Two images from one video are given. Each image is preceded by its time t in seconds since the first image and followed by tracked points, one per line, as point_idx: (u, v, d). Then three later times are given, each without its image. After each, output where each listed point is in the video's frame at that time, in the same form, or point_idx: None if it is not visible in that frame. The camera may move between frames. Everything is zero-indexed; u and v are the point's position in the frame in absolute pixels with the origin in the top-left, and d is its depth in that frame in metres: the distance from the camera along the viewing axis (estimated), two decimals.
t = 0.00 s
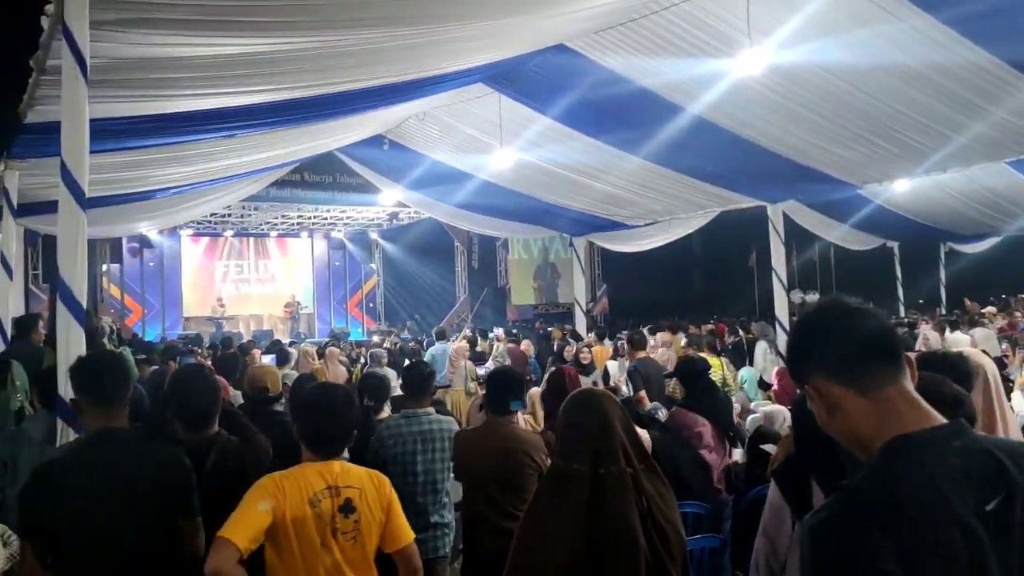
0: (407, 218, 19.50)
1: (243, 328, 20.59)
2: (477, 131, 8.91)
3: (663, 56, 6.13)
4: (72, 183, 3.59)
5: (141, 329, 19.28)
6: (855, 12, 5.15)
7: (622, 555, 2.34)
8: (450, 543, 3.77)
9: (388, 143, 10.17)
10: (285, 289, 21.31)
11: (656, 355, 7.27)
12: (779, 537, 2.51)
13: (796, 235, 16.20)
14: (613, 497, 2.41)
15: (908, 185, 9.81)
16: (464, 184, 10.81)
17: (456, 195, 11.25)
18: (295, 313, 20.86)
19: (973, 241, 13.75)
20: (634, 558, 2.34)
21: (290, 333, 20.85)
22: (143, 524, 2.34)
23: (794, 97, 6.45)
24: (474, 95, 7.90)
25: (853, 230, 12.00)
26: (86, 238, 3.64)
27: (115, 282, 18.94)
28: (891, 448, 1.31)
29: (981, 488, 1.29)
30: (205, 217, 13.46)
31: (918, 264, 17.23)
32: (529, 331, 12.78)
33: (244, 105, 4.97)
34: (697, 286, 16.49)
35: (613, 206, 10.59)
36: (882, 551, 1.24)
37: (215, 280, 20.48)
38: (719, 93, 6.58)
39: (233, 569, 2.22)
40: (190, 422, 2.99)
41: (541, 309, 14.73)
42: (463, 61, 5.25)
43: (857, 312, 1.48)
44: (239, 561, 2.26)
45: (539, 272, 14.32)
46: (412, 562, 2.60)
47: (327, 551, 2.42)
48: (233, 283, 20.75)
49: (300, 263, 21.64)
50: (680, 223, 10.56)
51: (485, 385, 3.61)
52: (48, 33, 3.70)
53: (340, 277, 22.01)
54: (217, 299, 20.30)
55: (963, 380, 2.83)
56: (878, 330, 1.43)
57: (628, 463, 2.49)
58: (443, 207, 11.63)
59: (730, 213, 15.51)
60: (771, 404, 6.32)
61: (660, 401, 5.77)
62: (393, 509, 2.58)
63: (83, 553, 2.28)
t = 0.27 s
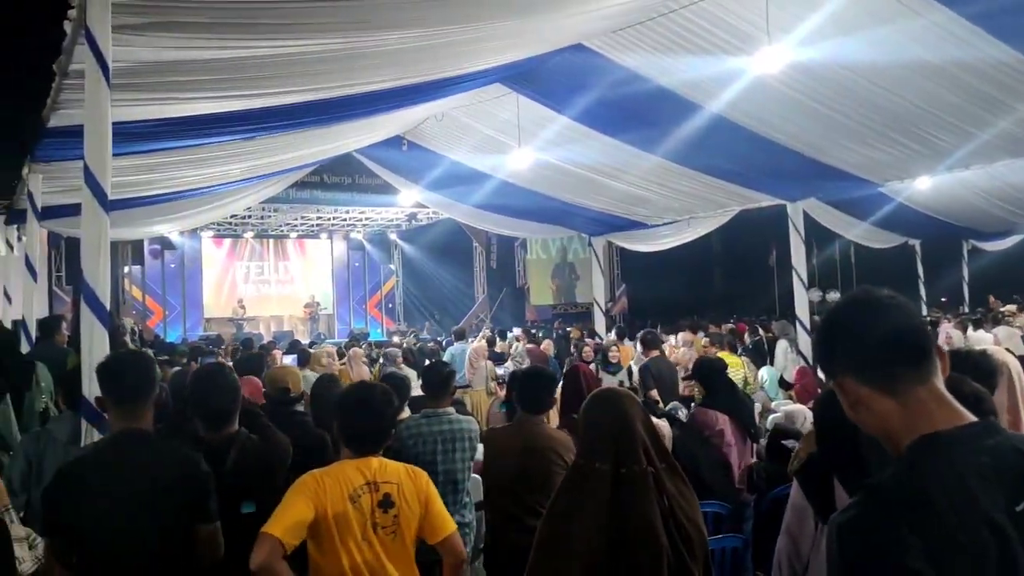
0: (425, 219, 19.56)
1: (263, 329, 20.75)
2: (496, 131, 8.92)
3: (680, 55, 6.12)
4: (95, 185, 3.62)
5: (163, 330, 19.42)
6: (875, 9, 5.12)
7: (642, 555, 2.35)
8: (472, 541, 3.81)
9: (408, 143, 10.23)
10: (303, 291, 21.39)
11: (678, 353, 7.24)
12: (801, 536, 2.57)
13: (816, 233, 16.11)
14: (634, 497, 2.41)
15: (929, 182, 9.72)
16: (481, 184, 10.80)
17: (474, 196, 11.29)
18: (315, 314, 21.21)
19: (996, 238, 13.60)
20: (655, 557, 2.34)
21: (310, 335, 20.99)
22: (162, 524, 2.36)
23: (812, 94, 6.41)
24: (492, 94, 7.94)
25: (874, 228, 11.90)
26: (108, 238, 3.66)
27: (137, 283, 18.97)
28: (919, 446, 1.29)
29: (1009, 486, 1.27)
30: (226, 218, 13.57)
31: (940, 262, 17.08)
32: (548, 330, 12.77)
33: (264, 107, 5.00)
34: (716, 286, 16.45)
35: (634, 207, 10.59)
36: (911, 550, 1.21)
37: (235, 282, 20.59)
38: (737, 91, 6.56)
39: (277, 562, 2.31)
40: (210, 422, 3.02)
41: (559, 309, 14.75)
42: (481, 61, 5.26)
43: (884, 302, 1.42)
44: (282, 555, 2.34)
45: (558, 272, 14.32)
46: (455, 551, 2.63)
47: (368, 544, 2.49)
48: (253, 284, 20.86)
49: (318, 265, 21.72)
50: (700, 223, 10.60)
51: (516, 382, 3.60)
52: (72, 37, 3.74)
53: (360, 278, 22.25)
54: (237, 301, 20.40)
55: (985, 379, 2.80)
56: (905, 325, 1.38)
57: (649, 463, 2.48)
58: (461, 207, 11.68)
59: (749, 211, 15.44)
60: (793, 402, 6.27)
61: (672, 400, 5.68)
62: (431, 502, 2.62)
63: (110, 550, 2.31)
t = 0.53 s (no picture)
0: (445, 220, 19.61)
1: (285, 331, 20.76)
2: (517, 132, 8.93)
3: (699, 54, 6.10)
4: (119, 188, 3.64)
5: (186, 332, 19.68)
6: (897, 5, 5.07)
7: (665, 555, 2.35)
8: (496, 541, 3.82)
9: (428, 146, 10.05)
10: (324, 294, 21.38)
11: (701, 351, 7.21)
12: (827, 536, 2.63)
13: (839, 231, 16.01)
14: (658, 497, 2.40)
15: (953, 178, 9.63)
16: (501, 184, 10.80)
17: (493, 197, 11.30)
18: (338, 316, 20.92)
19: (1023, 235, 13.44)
20: (679, 558, 2.33)
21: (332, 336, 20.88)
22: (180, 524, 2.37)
23: (833, 91, 6.36)
24: (510, 96, 7.91)
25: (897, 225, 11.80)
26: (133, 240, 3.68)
27: (161, 286, 19.27)
28: (952, 445, 1.27)
29: None
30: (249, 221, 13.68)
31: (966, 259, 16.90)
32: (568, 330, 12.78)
33: (286, 110, 5.03)
34: (738, 285, 16.39)
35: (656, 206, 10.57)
36: (942, 551, 1.19)
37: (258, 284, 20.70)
38: (757, 89, 6.52)
39: (309, 555, 2.33)
40: (231, 423, 3.02)
41: (580, 309, 14.75)
42: (501, 61, 5.26)
43: (922, 289, 1.37)
44: (313, 549, 2.35)
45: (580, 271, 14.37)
46: (479, 552, 2.62)
47: (397, 543, 2.50)
48: (276, 286, 20.97)
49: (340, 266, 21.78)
50: (719, 222, 10.63)
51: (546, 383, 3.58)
52: (97, 43, 3.78)
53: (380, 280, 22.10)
54: (259, 303, 20.53)
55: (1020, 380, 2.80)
56: (944, 317, 1.34)
57: (673, 463, 2.48)
58: (482, 208, 11.68)
59: (770, 210, 15.37)
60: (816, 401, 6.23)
61: (693, 400, 5.63)
62: (459, 502, 2.62)
63: (134, 550, 2.32)
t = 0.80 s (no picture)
0: (467, 221, 19.66)
1: (308, 333, 21.00)
2: (537, 133, 8.93)
3: (721, 52, 6.07)
4: (145, 191, 3.66)
5: (211, 334, 19.72)
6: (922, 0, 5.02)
7: (691, 555, 2.33)
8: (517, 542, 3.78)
9: (449, 146, 10.24)
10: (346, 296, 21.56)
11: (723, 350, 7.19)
12: (852, 537, 2.61)
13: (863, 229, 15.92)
14: (683, 496, 2.39)
15: (980, 174, 9.52)
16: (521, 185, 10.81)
17: (512, 198, 11.32)
18: (361, 317, 21.23)
19: None
20: (704, 558, 2.31)
21: (353, 336, 21.08)
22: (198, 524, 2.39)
23: (855, 88, 6.30)
24: (530, 96, 7.92)
25: (920, 222, 11.70)
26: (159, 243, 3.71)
27: (184, 288, 19.29)
28: (984, 445, 1.22)
29: None
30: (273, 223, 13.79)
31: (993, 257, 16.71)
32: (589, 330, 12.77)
33: (307, 112, 5.06)
34: (761, 284, 16.34)
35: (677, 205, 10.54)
36: (978, 554, 1.16)
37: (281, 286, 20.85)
38: (778, 87, 6.48)
39: (328, 554, 2.33)
40: (256, 424, 3.03)
41: (601, 310, 14.75)
42: (521, 61, 5.26)
43: (952, 282, 1.32)
44: (333, 548, 2.36)
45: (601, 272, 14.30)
46: (497, 551, 2.62)
47: (416, 543, 2.51)
48: (300, 288, 21.11)
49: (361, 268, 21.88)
50: (741, 221, 10.64)
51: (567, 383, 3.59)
52: (122, 48, 3.81)
53: (402, 281, 22.18)
54: (282, 304, 20.66)
55: None
56: (975, 311, 1.28)
57: (697, 462, 2.46)
58: (502, 209, 11.69)
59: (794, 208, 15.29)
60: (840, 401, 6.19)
61: (716, 399, 5.62)
62: (479, 501, 2.63)
63: (155, 550, 2.34)
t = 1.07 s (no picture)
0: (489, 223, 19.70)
1: (331, 335, 20.86)
2: (560, 134, 8.95)
3: (744, 50, 6.05)
4: (170, 195, 3.68)
5: (235, 337, 19.79)
6: None
7: (720, 557, 2.29)
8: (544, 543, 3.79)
9: (470, 148, 10.20)
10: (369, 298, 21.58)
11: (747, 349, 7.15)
12: (879, 537, 2.72)
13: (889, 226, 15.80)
14: (709, 497, 2.35)
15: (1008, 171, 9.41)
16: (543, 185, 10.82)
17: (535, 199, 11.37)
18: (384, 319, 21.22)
19: None
20: (730, 560, 2.27)
21: (377, 338, 21.13)
22: (221, 529, 2.41)
23: (878, 86, 6.25)
24: (553, 97, 7.90)
25: (946, 220, 11.55)
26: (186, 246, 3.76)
27: (209, 290, 19.43)
28: None
29: None
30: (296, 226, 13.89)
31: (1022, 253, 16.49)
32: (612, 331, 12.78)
33: (329, 116, 5.09)
34: (785, 283, 16.26)
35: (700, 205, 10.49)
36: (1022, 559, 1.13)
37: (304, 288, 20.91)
38: (800, 86, 6.44)
39: (346, 559, 2.34)
40: (284, 425, 2.99)
41: (624, 310, 14.76)
42: (542, 63, 5.27)
43: (992, 277, 1.29)
44: (350, 553, 2.37)
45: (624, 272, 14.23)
46: (520, 554, 2.63)
47: (438, 547, 2.52)
48: (323, 291, 21.17)
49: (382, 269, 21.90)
50: (765, 221, 10.73)
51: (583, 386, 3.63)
52: (148, 55, 3.85)
53: (425, 283, 22.21)
54: (305, 307, 20.75)
55: None
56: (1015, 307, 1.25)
57: (722, 463, 2.43)
58: (523, 210, 11.73)
59: (818, 207, 15.20)
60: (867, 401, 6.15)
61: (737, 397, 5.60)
62: (500, 503, 2.63)
63: (181, 552, 2.38)
